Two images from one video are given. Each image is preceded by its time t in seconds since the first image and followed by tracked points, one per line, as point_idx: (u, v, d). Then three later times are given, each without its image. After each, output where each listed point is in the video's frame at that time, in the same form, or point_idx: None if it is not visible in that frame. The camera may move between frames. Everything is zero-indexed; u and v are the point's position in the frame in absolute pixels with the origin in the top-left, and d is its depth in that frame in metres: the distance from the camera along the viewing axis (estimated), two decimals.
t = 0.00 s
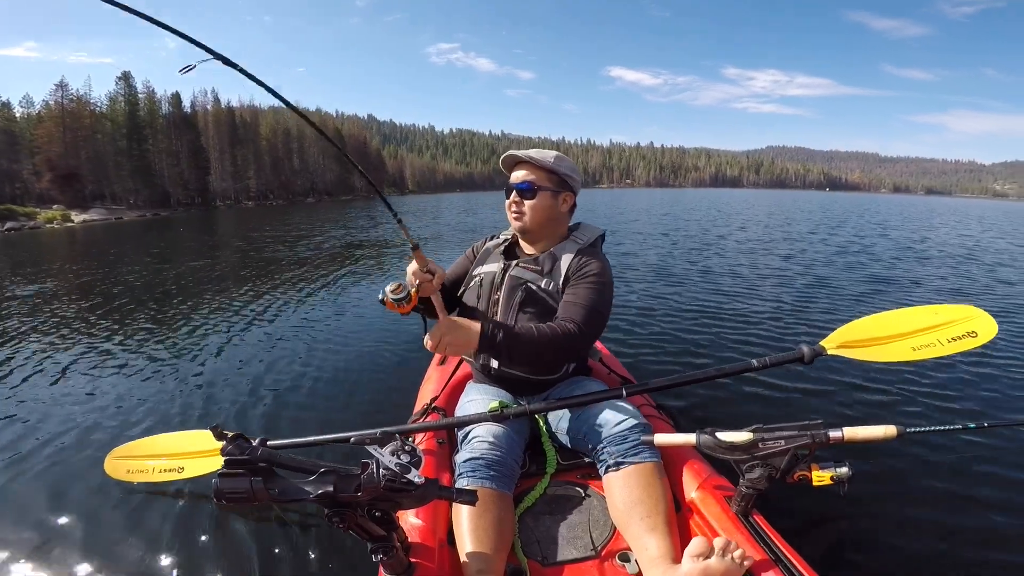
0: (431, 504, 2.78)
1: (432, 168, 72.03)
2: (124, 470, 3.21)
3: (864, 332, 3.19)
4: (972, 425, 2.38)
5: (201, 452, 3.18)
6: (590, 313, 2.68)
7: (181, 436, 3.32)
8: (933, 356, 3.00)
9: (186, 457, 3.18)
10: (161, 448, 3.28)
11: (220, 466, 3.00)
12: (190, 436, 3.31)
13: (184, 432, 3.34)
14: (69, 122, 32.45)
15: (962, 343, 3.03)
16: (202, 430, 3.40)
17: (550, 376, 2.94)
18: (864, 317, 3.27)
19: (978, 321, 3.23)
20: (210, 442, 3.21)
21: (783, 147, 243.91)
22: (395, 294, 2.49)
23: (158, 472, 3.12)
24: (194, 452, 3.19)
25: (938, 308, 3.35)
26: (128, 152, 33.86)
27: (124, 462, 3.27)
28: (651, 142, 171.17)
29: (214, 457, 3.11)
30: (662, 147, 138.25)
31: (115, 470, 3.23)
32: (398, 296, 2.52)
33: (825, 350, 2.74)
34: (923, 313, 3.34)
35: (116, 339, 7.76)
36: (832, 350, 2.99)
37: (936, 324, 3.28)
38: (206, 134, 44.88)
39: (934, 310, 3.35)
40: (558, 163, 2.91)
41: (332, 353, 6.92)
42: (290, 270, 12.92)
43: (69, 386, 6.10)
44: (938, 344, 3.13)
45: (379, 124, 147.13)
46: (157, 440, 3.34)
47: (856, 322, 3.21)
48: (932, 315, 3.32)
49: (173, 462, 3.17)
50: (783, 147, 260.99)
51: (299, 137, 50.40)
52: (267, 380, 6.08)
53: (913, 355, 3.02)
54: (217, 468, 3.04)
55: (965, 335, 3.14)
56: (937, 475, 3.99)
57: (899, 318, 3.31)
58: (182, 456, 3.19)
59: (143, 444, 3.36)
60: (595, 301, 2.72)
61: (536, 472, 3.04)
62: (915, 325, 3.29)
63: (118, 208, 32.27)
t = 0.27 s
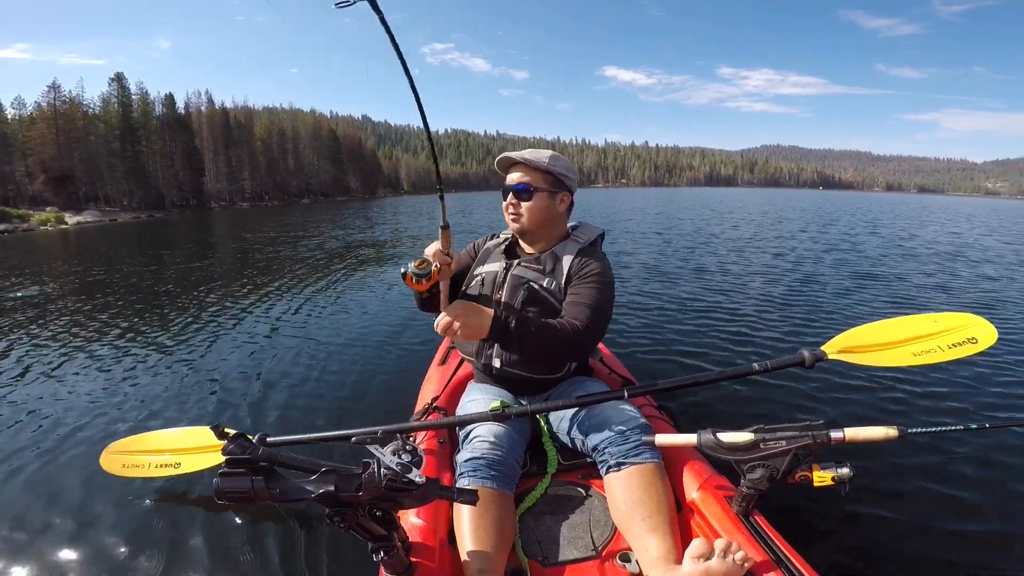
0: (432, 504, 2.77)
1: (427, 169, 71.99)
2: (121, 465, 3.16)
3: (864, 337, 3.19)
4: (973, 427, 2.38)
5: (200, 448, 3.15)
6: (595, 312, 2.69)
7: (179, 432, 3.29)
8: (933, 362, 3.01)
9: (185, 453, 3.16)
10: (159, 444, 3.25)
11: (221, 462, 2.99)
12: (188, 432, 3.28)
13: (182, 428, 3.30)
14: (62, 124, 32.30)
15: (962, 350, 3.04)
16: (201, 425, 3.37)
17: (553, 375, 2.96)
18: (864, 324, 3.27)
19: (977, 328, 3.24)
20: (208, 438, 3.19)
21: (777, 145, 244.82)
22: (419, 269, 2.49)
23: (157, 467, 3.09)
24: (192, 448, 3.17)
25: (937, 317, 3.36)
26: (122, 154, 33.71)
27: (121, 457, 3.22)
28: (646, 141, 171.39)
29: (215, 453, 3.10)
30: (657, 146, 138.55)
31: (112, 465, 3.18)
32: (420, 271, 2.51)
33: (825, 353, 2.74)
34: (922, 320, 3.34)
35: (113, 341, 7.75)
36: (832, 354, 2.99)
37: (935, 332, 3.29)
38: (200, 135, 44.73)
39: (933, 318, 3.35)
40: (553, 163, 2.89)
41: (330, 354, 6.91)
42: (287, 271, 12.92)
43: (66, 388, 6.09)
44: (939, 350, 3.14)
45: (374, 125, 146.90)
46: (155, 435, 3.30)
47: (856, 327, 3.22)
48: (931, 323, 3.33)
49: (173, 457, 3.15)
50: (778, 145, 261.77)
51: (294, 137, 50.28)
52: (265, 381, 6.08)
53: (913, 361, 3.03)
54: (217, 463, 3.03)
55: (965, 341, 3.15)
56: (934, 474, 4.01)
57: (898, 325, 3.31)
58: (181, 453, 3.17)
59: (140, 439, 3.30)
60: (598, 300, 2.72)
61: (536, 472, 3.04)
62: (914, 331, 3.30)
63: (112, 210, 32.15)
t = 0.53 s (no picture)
0: (433, 504, 2.77)
1: (423, 169, 71.94)
2: (121, 465, 3.14)
3: (865, 337, 3.20)
4: (974, 427, 2.39)
5: (201, 448, 3.14)
6: (598, 311, 2.69)
7: (180, 432, 3.27)
8: (934, 362, 3.02)
9: (187, 453, 3.14)
10: (160, 444, 3.23)
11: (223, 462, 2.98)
12: (189, 432, 3.26)
13: (184, 428, 3.29)
14: (55, 125, 32.12)
15: (963, 349, 3.05)
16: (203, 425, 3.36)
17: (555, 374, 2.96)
18: (866, 324, 3.28)
19: (978, 327, 3.24)
20: (209, 438, 3.17)
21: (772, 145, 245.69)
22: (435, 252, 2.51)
23: (159, 468, 3.07)
24: (193, 448, 3.15)
25: (939, 315, 3.36)
26: (115, 155, 33.56)
27: (122, 457, 3.20)
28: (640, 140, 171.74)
29: (217, 452, 3.09)
30: (652, 146, 138.93)
31: (112, 466, 3.15)
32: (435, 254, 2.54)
33: (826, 354, 2.75)
34: (923, 319, 3.35)
35: (108, 343, 7.73)
36: (833, 354, 3.00)
37: (936, 331, 3.30)
38: (194, 136, 44.55)
39: (935, 317, 3.35)
40: (552, 163, 2.89)
41: (328, 355, 6.88)
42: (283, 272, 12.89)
43: (62, 390, 6.07)
44: (940, 350, 3.14)
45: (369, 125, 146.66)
46: (156, 435, 3.28)
47: (857, 327, 3.23)
48: (932, 322, 3.34)
49: (174, 458, 3.13)
50: (772, 145, 262.78)
51: (288, 138, 50.15)
52: (262, 382, 6.07)
53: (913, 360, 3.04)
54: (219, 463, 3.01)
55: (966, 341, 3.15)
56: (933, 474, 4.03)
57: (899, 325, 3.32)
58: (182, 453, 3.15)
59: (142, 440, 3.28)
60: (602, 299, 2.73)
61: (537, 472, 3.04)
62: (915, 331, 3.31)
63: (106, 212, 32.01)
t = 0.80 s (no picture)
0: (433, 504, 2.76)
1: (419, 169, 71.87)
2: (121, 465, 3.12)
3: (865, 337, 3.21)
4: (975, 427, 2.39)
5: (202, 447, 3.12)
6: (602, 309, 2.71)
7: (180, 432, 3.25)
8: (934, 361, 3.03)
9: (187, 453, 3.12)
10: (160, 444, 3.22)
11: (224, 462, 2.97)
12: (189, 432, 3.24)
13: (183, 427, 3.27)
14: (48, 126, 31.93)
15: (963, 349, 3.06)
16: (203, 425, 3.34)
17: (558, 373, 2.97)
18: (867, 324, 3.29)
19: (978, 327, 3.25)
20: (210, 438, 3.16)
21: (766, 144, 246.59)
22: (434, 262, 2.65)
23: (160, 468, 3.05)
24: (194, 448, 3.14)
25: (939, 315, 3.37)
26: (109, 156, 33.38)
27: (121, 457, 3.18)
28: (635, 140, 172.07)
29: (218, 452, 3.07)
30: (647, 145, 139.23)
31: (112, 465, 3.13)
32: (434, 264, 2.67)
33: (827, 353, 2.75)
34: (923, 319, 3.36)
35: (104, 343, 7.70)
36: (834, 354, 3.01)
37: (937, 331, 3.30)
38: (189, 136, 44.36)
39: (936, 316, 3.36)
40: (551, 163, 2.90)
41: (326, 355, 6.87)
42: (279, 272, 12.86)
43: (58, 389, 6.05)
44: (940, 350, 3.15)
45: (364, 125, 146.40)
46: (156, 435, 3.26)
47: (857, 327, 3.23)
48: (933, 322, 3.34)
49: (175, 457, 3.11)
50: (766, 145, 263.99)
51: (284, 138, 50.00)
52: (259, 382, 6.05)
53: (914, 360, 3.05)
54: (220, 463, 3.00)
55: (966, 341, 3.16)
56: (931, 473, 4.05)
57: (900, 325, 3.33)
58: (183, 453, 3.13)
59: (142, 439, 3.26)
60: (606, 297, 2.75)
61: (538, 472, 3.04)
62: (915, 331, 3.32)
63: (100, 212, 31.84)
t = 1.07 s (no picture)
0: (433, 504, 2.75)
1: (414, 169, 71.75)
2: (120, 465, 3.12)
3: (865, 340, 3.23)
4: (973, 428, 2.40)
5: (201, 446, 3.09)
6: (604, 309, 2.71)
7: (180, 431, 3.24)
8: (932, 364, 3.05)
9: (186, 452, 3.10)
10: (159, 443, 3.20)
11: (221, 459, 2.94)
12: (189, 431, 3.23)
13: (182, 427, 3.25)
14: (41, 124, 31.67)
15: (961, 352, 3.08)
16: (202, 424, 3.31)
17: (559, 373, 2.98)
18: (866, 326, 3.30)
19: (976, 331, 3.28)
20: (208, 437, 3.13)
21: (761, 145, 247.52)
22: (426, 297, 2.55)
23: (157, 467, 3.03)
24: (193, 447, 3.11)
25: (937, 318, 3.39)
26: (102, 155, 33.14)
27: (120, 456, 3.17)
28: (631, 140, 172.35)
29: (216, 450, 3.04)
30: (642, 146, 139.51)
31: (112, 465, 3.13)
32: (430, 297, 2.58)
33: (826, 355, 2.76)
34: (922, 322, 3.38)
35: (97, 341, 7.65)
36: (833, 356, 3.02)
37: (934, 333, 3.32)
38: (183, 135, 44.09)
39: (934, 319, 3.38)
40: (552, 163, 2.89)
41: (322, 355, 6.84)
42: (274, 271, 12.81)
43: (51, 386, 6.00)
44: (939, 352, 3.17)
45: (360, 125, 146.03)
46: (154, 434, 3.25)
47: (857, 330, 3.25)
48: (931, 325, 3.36)
49: (174, 456, 3.09)
50: (760, 145, 265.05)
51: (279, 138, 49.80)
52: (255, 380, 6.03)
53: (912, 362, 3.07)
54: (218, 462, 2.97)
55: (964, 344, 3.18)
56: (927, 474, 4.07)
57: (899, 327, 3.35)
58: (181, 452, 3.11)
59: (141, 438, 3.25)
60: (606, 297, 2.75)
61: (537, 472, 3.04)
62: (914, 333, 3.33)
63: (93, 212, 31.60)
